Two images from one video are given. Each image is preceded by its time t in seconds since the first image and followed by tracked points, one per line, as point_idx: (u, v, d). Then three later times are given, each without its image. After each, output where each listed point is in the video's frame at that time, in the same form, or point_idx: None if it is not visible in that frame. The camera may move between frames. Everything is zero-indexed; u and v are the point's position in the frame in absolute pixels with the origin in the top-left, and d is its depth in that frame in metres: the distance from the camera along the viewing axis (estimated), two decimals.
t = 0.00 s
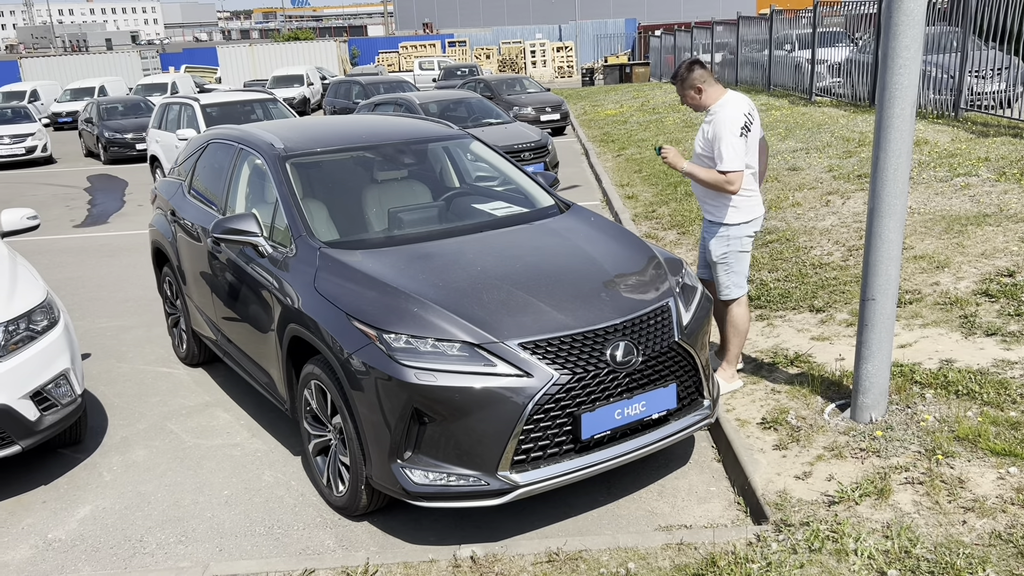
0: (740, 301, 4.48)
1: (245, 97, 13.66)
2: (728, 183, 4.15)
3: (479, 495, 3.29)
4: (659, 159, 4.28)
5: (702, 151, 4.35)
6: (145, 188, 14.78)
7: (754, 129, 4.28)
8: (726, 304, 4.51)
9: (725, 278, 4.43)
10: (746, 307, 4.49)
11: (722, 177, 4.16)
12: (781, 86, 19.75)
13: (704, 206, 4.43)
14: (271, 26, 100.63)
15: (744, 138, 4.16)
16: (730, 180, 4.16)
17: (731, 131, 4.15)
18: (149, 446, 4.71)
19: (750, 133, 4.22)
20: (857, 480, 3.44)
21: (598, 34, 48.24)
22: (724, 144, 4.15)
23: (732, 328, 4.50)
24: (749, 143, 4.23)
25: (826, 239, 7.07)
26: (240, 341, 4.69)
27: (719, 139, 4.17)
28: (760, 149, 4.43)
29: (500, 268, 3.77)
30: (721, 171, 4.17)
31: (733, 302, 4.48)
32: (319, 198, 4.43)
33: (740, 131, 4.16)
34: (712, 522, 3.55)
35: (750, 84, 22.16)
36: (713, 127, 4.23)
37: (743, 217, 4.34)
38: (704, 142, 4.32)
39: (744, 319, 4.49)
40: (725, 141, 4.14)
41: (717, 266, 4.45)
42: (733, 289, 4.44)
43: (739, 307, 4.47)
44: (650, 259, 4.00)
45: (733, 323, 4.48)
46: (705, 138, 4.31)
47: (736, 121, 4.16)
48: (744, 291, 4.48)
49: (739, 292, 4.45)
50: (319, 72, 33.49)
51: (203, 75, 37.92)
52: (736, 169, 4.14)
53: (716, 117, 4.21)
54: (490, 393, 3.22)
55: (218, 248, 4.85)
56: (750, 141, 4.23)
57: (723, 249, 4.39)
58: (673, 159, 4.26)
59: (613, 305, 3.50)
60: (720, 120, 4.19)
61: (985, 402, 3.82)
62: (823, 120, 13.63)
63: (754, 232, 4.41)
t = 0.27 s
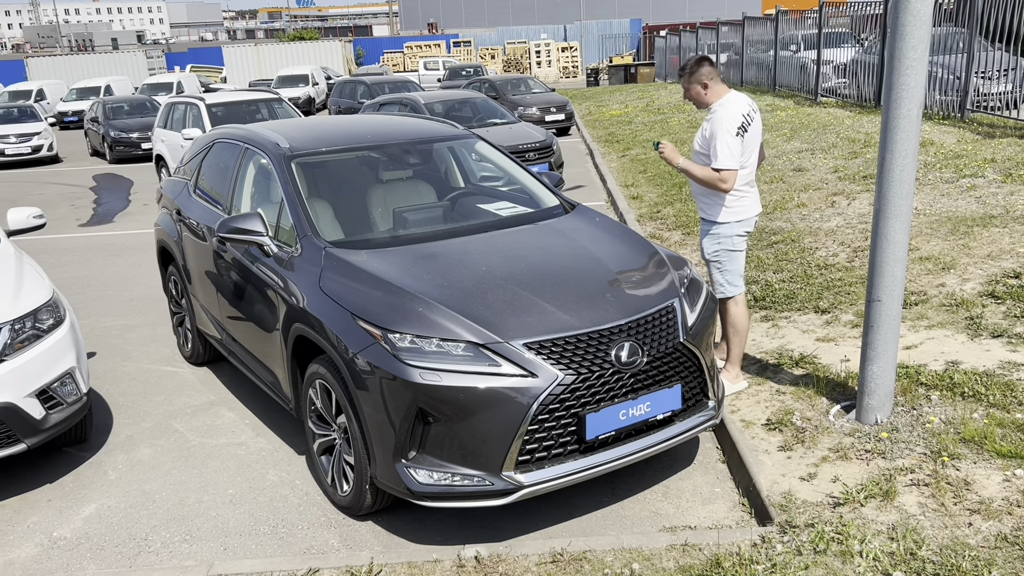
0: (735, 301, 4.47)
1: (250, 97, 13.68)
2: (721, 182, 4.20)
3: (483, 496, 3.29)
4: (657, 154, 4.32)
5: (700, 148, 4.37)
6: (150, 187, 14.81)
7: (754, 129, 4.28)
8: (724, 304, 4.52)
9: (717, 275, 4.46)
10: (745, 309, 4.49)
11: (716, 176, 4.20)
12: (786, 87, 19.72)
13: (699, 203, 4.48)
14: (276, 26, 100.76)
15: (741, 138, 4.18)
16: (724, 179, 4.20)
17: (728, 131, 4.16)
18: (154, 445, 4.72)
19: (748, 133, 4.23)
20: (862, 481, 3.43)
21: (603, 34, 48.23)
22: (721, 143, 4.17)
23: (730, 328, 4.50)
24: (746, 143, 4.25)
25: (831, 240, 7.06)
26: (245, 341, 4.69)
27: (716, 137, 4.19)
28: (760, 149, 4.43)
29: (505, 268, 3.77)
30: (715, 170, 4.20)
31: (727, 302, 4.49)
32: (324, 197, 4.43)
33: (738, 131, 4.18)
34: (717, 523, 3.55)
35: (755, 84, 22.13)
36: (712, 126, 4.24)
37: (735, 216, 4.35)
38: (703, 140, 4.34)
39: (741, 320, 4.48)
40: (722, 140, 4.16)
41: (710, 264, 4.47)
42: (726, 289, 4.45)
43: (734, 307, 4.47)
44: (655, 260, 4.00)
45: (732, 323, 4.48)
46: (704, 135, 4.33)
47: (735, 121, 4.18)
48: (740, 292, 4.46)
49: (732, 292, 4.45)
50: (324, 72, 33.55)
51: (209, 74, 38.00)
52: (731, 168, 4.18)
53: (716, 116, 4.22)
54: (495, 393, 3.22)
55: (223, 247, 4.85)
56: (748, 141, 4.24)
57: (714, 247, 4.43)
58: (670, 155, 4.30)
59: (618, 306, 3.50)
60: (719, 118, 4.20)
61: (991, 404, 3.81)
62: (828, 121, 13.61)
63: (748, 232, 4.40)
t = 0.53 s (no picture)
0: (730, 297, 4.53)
1: (256, 97, 13.72)
2: (726, 179, 4.24)
3: (488, 496, 3.29)
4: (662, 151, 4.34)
5: (701, 146, 4.41)
6: (156, 186, 14.84)
7: (753, 129, 4.35)
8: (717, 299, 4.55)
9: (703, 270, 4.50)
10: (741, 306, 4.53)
11: (721, 172, 4.24)
12: (792, 87, 19.67)
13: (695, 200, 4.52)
14: (282, 25, 100.92)
15: (744, 137, 4.25)
16: (728, 176, 4.24)
17: (733, 130, 4.22)
18: (160, 443, 4.73)
19: (748, 133, 4.30)
20: (867, 483, 3.43)
21: (608, 35, 48.21)
22: (726, 140, 4.22)
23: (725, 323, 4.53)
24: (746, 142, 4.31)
25: (836, 241, 7.05)
26: (251, 340, 4.70)
27: (722, 135, 4.23)
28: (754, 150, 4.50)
29: (510, 268, 3.77)
30: (720, 167, 4.24)
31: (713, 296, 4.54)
32: (330, 197, 4.44)
33: (741, 130, 4.25)
34: (722, 524, 3.54)
35: (761, 85, 22.10)
36: (717, 123, 4.28)
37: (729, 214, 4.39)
38: (704, 138, 4.37)
39: (731, 317, 4.49)
40: (728, 137, 4.21)
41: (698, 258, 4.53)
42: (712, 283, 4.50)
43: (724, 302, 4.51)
44: (660, 260, 3.99)
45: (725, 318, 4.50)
46: (706, 133, 4.36)
47: (738, 120, 4.24)
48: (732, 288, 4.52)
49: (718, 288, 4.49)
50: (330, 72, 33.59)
51: (214, 74, 38.08)
52: (736, 165, 4.22)
53: (720, 114, 4.27)
54: (500, 393, 3.22)
55: (229, 246, 4.86)
56: (749, 140, 4.31)
57: (704, 242, 4.47)
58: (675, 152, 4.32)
59: (623, 306, 3.50)
60: (724, 116, 4.25)
61: (997, 406, 3.80)
62: (834, 122, 13.58)
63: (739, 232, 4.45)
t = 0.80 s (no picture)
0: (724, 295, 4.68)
1: (262, 97, 13.74)
2: (728, 173, 4.41)
3: (492, 495, 3.30)
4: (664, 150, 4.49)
5: (700, 145, 4.59)
6: (163, 186, 14.87)
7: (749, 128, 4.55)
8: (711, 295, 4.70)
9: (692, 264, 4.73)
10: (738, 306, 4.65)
11: (724, 167, 4.40)
12: (798, 88, 19.65)
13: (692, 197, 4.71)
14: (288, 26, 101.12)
15: (743, 133, 4.43)
16: (730, 171, 4.41)
17: (732, 126, 4.41)
18: (166, 442, 4.74)
19: (746, 131, 4.49)
20: (873, 485, 3.42)
21: (614, 35, 48.19)
22: (726, 135, 4.40)
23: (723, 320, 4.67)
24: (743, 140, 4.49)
25: (843, 242, 7.03)
26: (257, 339, 4.71)
27: (722, 131, 4.41)
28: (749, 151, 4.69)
29: (516, 268, 3.77)
30: (722, 162, 4.41)
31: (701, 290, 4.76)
32: (336, 197, 4.45)
33: (739, 128, 4.43)
34: (726, 525, 3.54)
35: (767, 86, 22.07)
36: (715, 121, 4.47)
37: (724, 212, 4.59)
38: (703, 136, 4.56)
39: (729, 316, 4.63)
40: (727, 133, 4.39)
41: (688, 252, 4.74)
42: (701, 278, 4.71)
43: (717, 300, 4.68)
44: (666, 260, 3.99)
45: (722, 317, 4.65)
46: (704, 132, 4.55)
47: (737, 117, 4.43)
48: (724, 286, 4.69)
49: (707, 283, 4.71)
50: (336, 72, 33.64)
51: (221, 74, 38.17)
52: (736, 160, 4.40)
53: (719, 112, 4.46)
54: (505, 393, 3.22)
55: (235, 246, 4.88)
56: (747, 138, 4.50)
57: (697, 237, 4.68)
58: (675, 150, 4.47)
59: (628, 306, 3.50)
60: (722, 114, 4.44)
61: (1003, 407, 3.79)
62: (841, 123, 13.56)
63: (732, 231, 4.65)
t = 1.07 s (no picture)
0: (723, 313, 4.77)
1: (269, 97, 13.78)
2: (712, 189, 4.48)
3: (497, 496, 3.30)
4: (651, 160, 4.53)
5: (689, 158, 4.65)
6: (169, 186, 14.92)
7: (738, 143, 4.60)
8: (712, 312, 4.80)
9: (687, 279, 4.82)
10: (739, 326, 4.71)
11: (708, 182, 4.48)
12: (804, 90, 19.60)
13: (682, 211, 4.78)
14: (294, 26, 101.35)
15: (731, 150, 4.49)
16: (713, 186, 4.47)
17: (720, 142, 4.47)
18: (172, 441, 4.76)
19: (735, 147, 4.55)
20: (878, 486, 3.42)
21: (620, 36, 48.16)
22: (713, 150, 4.46)
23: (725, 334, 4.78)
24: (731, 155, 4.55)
25: (848, 243, 7.02)
26: (262, 339, 4.73)
27: (709, 146, 4.48)
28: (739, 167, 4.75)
29: (521, 269, 3.78)
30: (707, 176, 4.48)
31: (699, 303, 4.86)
32: (342, 197, 4.46)
33: (728, 143, 4.49)
34: (731, 527, 3.54)
35: (773, 87, 22.03)
36: (704, 135, 4.53)
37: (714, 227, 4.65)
38: (692, 150, 4.62)
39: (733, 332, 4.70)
40: (714, 148, 4.46)
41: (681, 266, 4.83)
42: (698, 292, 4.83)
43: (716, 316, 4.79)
44: (671, 261, 3.99)
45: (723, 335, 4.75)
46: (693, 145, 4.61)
47: (725, 133, 4.49)
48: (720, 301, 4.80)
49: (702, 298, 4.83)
50: (342, 73, 33.69)
51: (227, 74, 38.27)
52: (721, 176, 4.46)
53: (708, 127, 4.52)
54: (509, 393, 3.23)
55: (242, 246, 4.89)
56: (735, 154, 4.56)
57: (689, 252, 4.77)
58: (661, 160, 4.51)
59: (633, 307, 3.50)
60: (711, 129, 4.50)
61: (1009, 409, 3.78)
62: (847, 124, 13.53)
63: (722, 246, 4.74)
